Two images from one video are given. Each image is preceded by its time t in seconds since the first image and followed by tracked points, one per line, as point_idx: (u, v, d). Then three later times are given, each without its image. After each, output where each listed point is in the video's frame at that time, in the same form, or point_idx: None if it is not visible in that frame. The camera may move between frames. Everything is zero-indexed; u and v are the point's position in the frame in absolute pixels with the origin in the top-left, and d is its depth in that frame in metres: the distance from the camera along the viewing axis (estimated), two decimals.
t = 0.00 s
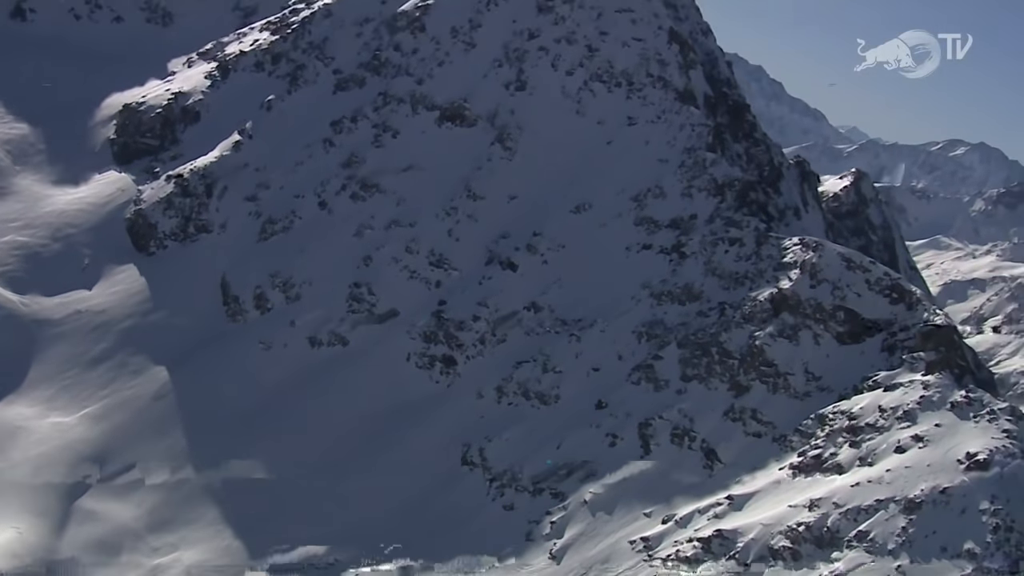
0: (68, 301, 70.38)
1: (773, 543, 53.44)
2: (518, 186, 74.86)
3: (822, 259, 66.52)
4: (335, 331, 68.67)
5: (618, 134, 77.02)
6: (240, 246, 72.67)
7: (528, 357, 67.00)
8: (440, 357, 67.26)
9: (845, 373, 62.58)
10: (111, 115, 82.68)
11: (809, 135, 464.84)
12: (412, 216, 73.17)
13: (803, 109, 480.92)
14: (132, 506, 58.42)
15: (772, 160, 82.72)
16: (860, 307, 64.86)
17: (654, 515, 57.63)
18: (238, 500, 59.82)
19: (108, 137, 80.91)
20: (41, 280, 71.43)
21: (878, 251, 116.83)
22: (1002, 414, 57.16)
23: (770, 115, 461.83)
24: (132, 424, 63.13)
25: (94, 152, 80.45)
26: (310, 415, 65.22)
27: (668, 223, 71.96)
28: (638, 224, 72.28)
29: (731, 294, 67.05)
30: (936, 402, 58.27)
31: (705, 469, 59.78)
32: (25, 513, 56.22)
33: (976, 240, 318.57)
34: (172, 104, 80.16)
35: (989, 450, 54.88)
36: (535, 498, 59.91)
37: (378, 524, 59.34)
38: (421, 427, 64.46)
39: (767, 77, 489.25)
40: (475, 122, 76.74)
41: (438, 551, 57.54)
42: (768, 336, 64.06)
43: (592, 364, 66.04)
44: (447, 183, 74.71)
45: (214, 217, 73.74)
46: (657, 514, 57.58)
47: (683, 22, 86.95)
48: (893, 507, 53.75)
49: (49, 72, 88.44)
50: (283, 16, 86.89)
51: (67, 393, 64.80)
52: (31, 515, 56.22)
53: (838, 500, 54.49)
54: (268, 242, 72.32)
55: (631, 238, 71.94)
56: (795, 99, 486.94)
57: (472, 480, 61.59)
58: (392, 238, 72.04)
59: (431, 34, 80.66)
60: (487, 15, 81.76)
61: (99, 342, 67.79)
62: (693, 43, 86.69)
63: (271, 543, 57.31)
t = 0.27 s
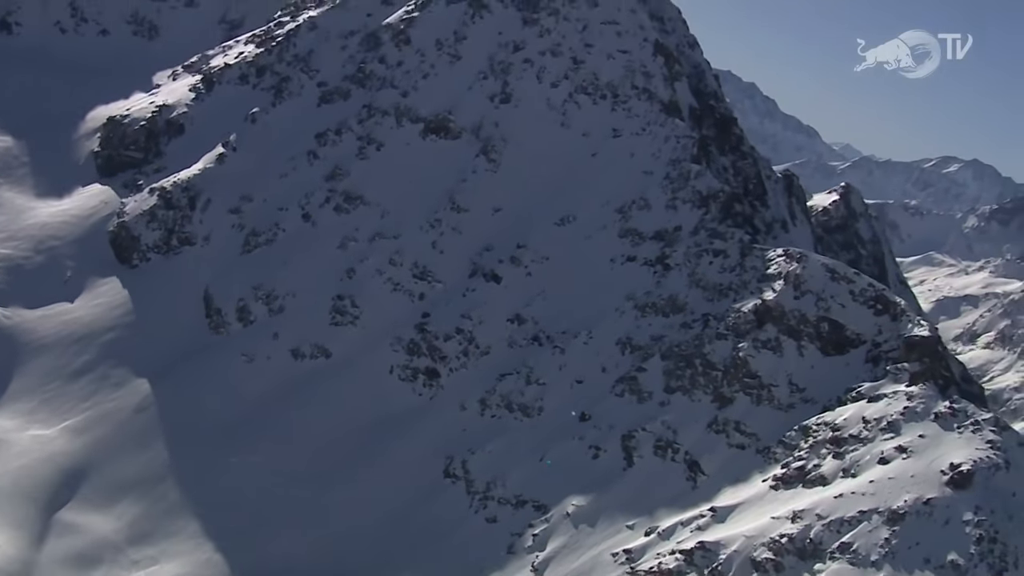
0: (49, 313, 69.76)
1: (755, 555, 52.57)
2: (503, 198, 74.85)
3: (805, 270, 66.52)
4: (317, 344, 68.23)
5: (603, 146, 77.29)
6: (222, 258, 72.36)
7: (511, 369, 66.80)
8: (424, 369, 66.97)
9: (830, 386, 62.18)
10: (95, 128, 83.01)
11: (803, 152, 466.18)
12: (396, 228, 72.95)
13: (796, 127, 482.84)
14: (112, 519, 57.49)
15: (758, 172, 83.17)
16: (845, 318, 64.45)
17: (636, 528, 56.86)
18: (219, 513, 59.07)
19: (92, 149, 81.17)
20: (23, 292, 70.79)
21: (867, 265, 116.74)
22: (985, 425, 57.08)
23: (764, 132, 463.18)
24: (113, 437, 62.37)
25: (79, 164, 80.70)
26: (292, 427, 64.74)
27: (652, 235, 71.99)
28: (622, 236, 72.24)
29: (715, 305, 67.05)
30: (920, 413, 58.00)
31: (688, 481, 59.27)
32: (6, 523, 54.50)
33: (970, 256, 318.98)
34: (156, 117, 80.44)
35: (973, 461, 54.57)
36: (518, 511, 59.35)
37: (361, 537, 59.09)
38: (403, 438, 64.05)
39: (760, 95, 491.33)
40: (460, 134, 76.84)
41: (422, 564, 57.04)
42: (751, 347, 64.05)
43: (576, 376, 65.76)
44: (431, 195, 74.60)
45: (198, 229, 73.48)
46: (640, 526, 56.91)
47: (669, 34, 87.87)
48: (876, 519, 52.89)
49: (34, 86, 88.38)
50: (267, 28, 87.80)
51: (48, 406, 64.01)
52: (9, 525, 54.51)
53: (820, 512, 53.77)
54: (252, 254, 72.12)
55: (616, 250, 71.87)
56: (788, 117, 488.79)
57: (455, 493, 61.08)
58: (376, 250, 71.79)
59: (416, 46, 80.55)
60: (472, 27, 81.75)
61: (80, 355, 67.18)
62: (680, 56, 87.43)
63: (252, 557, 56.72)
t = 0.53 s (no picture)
0: (40, 322, 69.68)
1: (749, 558, 51.65)
2: (493, 204, 74.87)
3: (796, 275, 66.54)
4: (306, 352, 67.91)
5: (595, 151, 77.18)
6: (212, 267, 72.15)
7: (499, 378, 66.32)
8: (411, 379, 66.49)
9: (814, 394, 61.87)
10: (85, 136, 83.30)
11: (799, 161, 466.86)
12: (387, 234, 72.73)
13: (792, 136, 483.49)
14: (101, 527, 56.93)
15: (751, 177, 82.44)
16: (836, 322, 64.56)
17: (629, 532, 56.09)
18: (211, 520, 58.75)
19: (82, 158, 81.25)
20: (14, 301, 70.88)
21: (862, 271, 116.57)
22: (977, 427, 57.14)
23: (759, 141, 464.17)
24: (104, 445, 61.98)
25: (67, 174, 80.50)
26: (280, 435, 64.26)
27: (643, 240, 72.05)
28: (613, 242, 72.29)
29: (705, 311, 67.06)
30: (912, 416, 57.58)
31: (681, 485, 58.48)
32: None
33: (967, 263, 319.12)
34: (145, 125, 80.69)
35: (965, 464, 54.34)
36: (509, 516, 58.79)
37: (351, 545, 58.59)
38: (391, 446, 63.58)
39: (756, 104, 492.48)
40: (452, 139, 76.81)
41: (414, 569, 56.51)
42: (739, 354, 63.83)
43: (563, 386, 65.35)
44: (421, 202, 74.45)
45: (191, 236, 73.51)
46: (632, 531, 56.11)
47: (662, 40, 86.83)
48: (868, 522, 52.23)
49: (26, 98, 88.68)
50: (257, 37, 88.61)
51: (38, 415, 63.69)
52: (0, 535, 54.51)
53: (813, 515, 52.99)
54: (240, 264, 71.86)
55: (608, 254, 71.84)
56: (783, 126, 489.47)
57: (445, 500, 60.56)
58: (370, 255, 71.59)
59: (408, 52, 81.22)
60: (462, 36, 82.43)
61: (71, 363, 66.98)
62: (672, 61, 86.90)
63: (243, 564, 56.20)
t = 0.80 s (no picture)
0: (20, 336, 69.27)
1: (737, 561, 51.37)
2: (477, 210, 74.67)
3: (780, 276, 66.21)
4: (292, 361, 67.52)
5: (576, 157, 77.04)
6: (195, 280, 71.97)
7: (487, 384, 66.03)
8: (399, 386, 66.26)
9: (804, 393, 61.57)
10: (66, 151, 83.21)
11: (794, 169, 467.17)
12: (371, 244, 72.53)
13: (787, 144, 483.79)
14: (85, 544, 56.57)
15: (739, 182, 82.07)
16: (823, 322, 64.23)
17: (614, 540, 55.78)
18: (196, 533, 58.45)
19: (64, 171, 81.15)
20: None
21: (854, 275, 116.13)
22: (964, 426, 56.59)
23: (754, 150, 464.56)
24: (87, 459, 61.58)
25: (52, 187, 80.55)
26: (266, 445, 63.94)
27: (632, 242, 71.96)
28: (599, 246, 72.14)
29: (691, 314, 66.73)
30: (899, 416, 57.22)
31: (667, 491, 58.23)
32: None
33: (962, 268, 319.08)
34: (127, 139, 80.42)
35: (950, 463, 54.00)
36: (494, 525, 58.42)
37: (337, 555, 58.20)
38: (378, 454, 63.24)
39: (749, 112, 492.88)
40: (432, 149, 76.69)
41: None
42: (727, 355, 63.50)
43: (552, 389, 65.12)
44: (405, 211, 74.29)
45: (173, 248, 73.33)
46: (617, 538, 55.83)
47: (644, 48, 85.60)
48: (854, 524, 51.91)
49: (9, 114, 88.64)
50: (238, 48, 88.35)
51: (20, 430, 63.21)
52: None
53: (798, 519, 52.68)
54: (226, 273, 71.72)
55: (593, 260, 71.64)
56: (777, 134, 489.97)
57: (431, 510, 60.13)
58: (352, 265, 71.51)
59: (389, 61, 80.75)
60: (445, 40, 81.92)
61: (53, 377, 66.63)
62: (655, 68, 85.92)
63: None
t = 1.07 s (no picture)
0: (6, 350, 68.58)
1: (728, 560, 50.94)
2: (463, 215, 74.34)
3: (768, 274, 65.90)
4: (280, 369, 67.20)
5: (563, 159, 76.91)
6: (182, 290, 71.62)
7: (476, 388, 65.69)
8: (388, 392, 65.91)
9: (794, 390, 61.27)
10: (53, 163, 83.23)
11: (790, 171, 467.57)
12: (358, 250, 72.28)
13: (782, 146, 484.28)
14: (73, 556, 56.12)
15: (727, 182, 82.18)
16: (812, 319, 63.84)
17: (605, 542, 55.39)
18: (186, 542, 57.96)
19: (50, 184, 81.21)
20: None
21: (847, 274, 115.99)
22: (955, 420, 55.99)
23: (749, 153, 464.93)
24: (75, 472, 61.20)
25: (40, 199, 80.68)
26: (256, 453, 63.56)
27: (619, 243, 71.74)
28: (586, 248, 71.84)
29: (680, 313, 66.46)
30: (889, 411, 56.92)
31: (658, 492, 57.85)
32: None
33: (960, 266, 318.91)
34: (113, 150, 80.39)
35: (942, 457, 53.43)
36: (485, 529, 58.09)
37: (327, 562, 57.65)
38: (368, 460, 62.85)
39: (744, 116, 493.38)
40: (419, 154, 76.36)
41: None
42: (716, 354, 63.26)
43: (542, 392, 64.82)
44: (392, 216, 74.01)
45: (158, 259, 72.97)
46: (608, 540, 55.46)
47: (631, 46, 86.60)
48: (846, 520, 51.39)
49: None
50: (223, 57, 88.25)
51: (7, 443, 62.54)
52: None
53: (789, 516, 52.21)
54: (212, 282, 71.39)
55: (580, 262, 71.41)
56: (773, 136, 490.15)
57: (422, 515, 59.76)
58: (337, 273, 71.10)
59: (373, 67, 80.78)
60: (429, 46, 81.76)
61: (40, 390, 66.22)
62: (641, 68, 86.33)
63: None
